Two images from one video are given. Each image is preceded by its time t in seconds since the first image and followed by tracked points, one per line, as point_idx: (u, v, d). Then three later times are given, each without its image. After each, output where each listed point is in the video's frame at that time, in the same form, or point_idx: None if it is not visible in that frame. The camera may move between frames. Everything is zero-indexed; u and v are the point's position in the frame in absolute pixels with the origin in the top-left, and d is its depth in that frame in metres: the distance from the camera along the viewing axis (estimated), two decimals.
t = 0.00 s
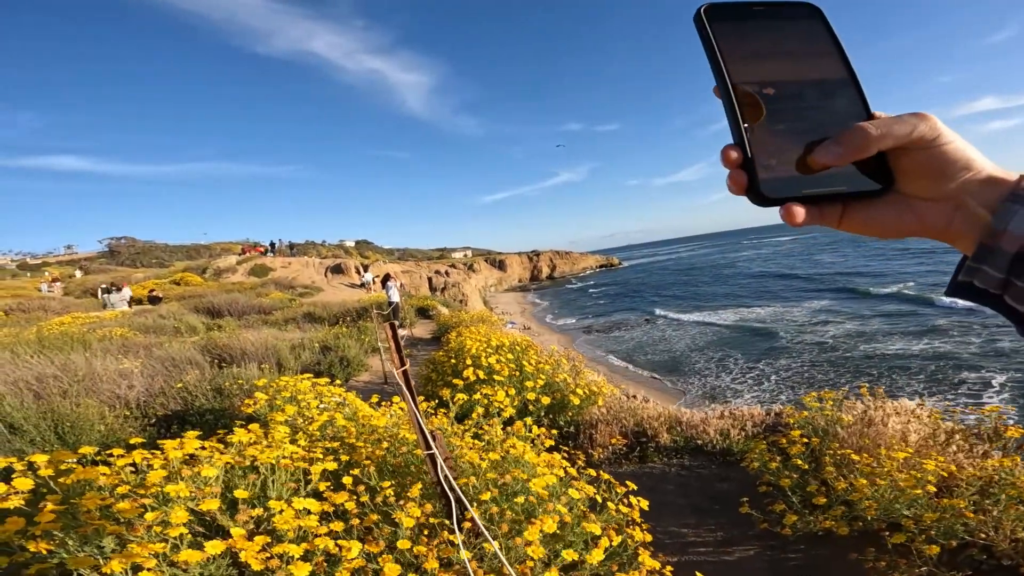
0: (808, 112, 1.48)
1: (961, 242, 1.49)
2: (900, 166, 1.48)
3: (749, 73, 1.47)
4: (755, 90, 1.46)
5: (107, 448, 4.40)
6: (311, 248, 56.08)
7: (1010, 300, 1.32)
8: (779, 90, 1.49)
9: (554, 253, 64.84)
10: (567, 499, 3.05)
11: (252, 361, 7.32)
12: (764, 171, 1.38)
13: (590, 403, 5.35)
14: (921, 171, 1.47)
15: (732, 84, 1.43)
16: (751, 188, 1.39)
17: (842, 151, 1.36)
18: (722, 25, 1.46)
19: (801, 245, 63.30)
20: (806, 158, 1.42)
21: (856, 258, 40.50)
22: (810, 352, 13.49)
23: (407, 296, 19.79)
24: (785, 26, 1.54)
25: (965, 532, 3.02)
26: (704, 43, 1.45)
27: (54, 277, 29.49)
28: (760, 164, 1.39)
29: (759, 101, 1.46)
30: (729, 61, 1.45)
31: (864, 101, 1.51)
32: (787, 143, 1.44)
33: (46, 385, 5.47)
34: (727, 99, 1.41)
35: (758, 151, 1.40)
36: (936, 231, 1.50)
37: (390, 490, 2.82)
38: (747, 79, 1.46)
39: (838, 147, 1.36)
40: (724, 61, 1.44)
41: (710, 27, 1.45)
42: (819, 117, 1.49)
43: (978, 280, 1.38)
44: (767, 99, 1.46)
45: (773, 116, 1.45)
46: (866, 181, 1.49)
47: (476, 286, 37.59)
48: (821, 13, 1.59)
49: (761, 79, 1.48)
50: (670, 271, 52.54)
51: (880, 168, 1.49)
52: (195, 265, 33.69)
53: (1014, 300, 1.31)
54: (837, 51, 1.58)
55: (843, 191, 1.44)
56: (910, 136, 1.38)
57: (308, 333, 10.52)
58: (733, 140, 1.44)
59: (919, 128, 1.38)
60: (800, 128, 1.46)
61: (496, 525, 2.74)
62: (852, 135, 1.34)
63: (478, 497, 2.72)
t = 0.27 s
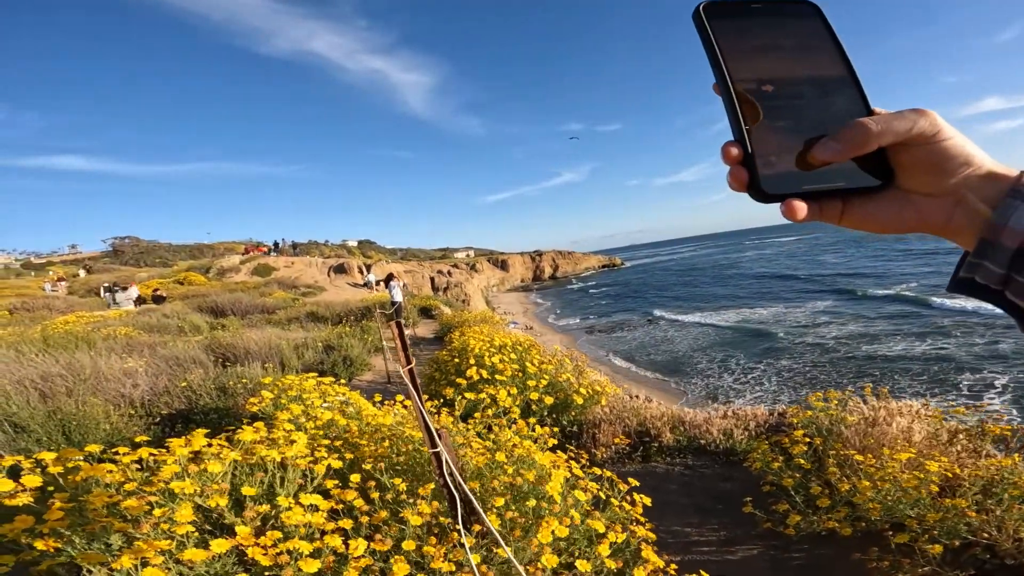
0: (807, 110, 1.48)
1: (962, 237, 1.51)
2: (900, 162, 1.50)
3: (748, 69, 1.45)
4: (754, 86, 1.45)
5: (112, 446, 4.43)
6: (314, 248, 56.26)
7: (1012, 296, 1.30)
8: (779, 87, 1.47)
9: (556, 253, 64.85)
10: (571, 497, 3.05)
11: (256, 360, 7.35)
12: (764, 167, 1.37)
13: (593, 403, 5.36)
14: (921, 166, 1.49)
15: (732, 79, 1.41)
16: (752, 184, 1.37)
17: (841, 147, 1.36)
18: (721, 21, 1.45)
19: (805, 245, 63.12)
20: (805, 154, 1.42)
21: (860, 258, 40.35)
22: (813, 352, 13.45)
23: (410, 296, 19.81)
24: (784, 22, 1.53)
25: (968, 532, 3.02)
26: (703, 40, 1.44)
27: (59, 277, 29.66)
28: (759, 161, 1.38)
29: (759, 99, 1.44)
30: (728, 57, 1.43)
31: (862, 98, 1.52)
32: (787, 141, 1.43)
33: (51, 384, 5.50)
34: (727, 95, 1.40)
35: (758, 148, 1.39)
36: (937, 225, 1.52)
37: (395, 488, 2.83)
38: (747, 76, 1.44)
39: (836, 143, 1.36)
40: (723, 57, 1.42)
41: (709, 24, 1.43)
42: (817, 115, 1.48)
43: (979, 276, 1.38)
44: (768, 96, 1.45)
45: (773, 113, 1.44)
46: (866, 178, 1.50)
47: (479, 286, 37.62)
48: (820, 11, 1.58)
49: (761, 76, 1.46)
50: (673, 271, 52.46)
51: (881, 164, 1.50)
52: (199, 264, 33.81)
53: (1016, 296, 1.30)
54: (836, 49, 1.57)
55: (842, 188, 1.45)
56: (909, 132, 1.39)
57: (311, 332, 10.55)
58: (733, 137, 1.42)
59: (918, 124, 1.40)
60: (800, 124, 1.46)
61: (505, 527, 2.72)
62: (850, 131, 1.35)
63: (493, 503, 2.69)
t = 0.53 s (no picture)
0: (812, 103, 1.45)
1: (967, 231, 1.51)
2: (907, 155, 1.50)
3: (753, 60, 1.42)
4: (759, 78, 1.42)
5: (119, 444, 4.45)
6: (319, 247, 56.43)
7: (1016, 290, 1.31)
8: (784, 79, 1.45)
9: (561, 253, 64.90)
10: (576, 496, 3.06)
11: (261, 359, 7.38)
12: (769, 158, 1.36)
13: (598, 403, 5.36)
14: (927, 159, 1.50)
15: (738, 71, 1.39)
16: (756, 176, 1.36)
17: (846, 141, 1.36)
18: (724, 13, 1.42)
19: (810, 245, 62.81)
20: (811, 146, 1.40)
21: (866, 258, 40.11)
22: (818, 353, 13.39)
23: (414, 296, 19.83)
24: (786, 15, 1.51)
25: (974, 533, 3.01)
26: (708, 32, 1.40)
27: (65, 275, 29.86)
28: (765, 152, 1.36)
29: (764, 90, 1.41)
30: (733, 49, 1.40)
31: (867, 91, 1.50)
32: (795, 131, 1.41)
33: (58, 382, 5.54)
34: (732, 88, 1.37)
35: (765, 139, 1.36)
36: (943, 218, 1.53)
37: (398, 488, 2.84)
38: (752, 67, 1.41)
39: (842, 136, 1.36)
40: (728, 49, 1.39)
41: (713, 15, 1.41)
42: (823, 107, 1.46)
43: (985, 271, 1.37)
44: (773, 87, 1.42)
45: (779, 105, 1.41)
46: (872, 171, 1.49)
47: (483, 285, 37.64)
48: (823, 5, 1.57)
49: (765, 68, 1.43)
50: (678, 271, 52.31)
51: (887, 157, 1.50)
52: (205, 264, 33.97)
53: (1021, 291, 1.30)
54: (839, 43, 1.56)
55: (850, 179, 1.44)
56: (916, 125, 1.39)
57: (316, 331, 10.58)
58: (738, 129, 1.40)
59: (925, 117, 1.40)
60: (806, 115, 1.44)
61: (503, 519, 2.77)
62: (856, 124, 1.35)
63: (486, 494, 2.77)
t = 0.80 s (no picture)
0: (814, 101, 1.44)
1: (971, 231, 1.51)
2: (911, 154, 1.49)
3: (756, 58, 1.41)
4: (762, 76, 1.41)
5: (126, 442, 4.49)
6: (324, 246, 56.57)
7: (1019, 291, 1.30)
8: (787, 77, 1.43)
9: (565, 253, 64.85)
10: (582, 498, 3.07)
11: (267, 358, 7.41)
12: (771, 157, 1.35)
13: (602, 403, 5.36)
14: (932, 158, 1.49)
15: (740, 67, 1.38)
16: (758, 175, 1.36)
17: (849, 139, 1.35)
18: (726, 9, 1.40)
19: (816, 246, 62.48)
20: (814, 144, 1.40)
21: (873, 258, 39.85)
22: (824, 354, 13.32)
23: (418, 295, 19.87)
24: (789, 12, 1.50)
25: (981, 534, 3.00)
26: (709, 30, 1.39)
27: (73, 274, 30.10)
28: (767, 151, 1.35)
29: (767, 88, 1.40)
30: (735, 46, 1.39)
31: (871, 88, 1.49)
32: (799, 128, 1.40)
33: (66, 380, 5.59)
34: (733, 86, 1.36)
35: (767, 137, 1.36)
36: (946, 219, 1.52)
37: (404, 487, 2.85)
38: (754, 65, 1.40)
39: (845, 134, 1.36)
40: (730, 47, 1.38)
41: (715, 13, 1.39)
42: (826, 105, 1.45)
43: (987, 272, 1.37)
44: (775, 85, 1.41)
45: (782, 102, 1.40)
46: (875, 170, 1.48)
47: (487, 285, 37.67)
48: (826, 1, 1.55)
49: (768, 65, 1.42)
50: (682, 271, 52.17)
51: (892, 155, 1.49)
52: (211, 262, 34.15)
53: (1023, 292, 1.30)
54: (841, 41, 1.54)
55: (852, 178, 1.44)
56: (922, 123, 1.38)
57: (321, 330, 10.62)
58: (740, 127, 1.39)
59: (930, 115, 1.39)
60: (809, 113, 1.43)
61: (510, 521, 2.77)
62: (859, 122, 1.34)
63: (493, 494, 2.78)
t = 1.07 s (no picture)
0: (814, 100, 1.44)
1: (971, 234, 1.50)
2: (912, 155, 1.48)
3: (757, 56, 1.41)
4: (763, 75, 1.40)
5: (133, 440, 4.52)
6: (329, 246, 56.74)
7: (1018, 293, 1.29)
8: (787, 76, 1.43)
9: (570, 253, 64.83)
10: (589, 500, 3.06)
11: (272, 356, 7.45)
12: (773, 156, 1.34)
13: (607, 403, 5.35)
14: (932, 159, 1.48)
15: (740, 65, 1.37)
16: (760, 176, 1.35)
17: (851, 139, 1.34)
18: (726, 8, 1.40)
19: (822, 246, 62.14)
20: (815, 145, 1.39)
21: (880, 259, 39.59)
22: (830, 355, 13.24)
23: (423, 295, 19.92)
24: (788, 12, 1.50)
25: (985, 535, 2.98)
26: (709, 28, 1.39)
27: (81, 272, 30.36)
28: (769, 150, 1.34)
29: (768, 87, 1.40)
30: (736, 45, 1.38)
31: (870, 89, 1.49)
32: (803, 126, 1.40)
33: (73, 377, 5.63)
34: (734, 83, 1.36)
35: (770, 136, 1.35)
36: (945, 221, 1.51)
37: (409, 488, 2.85)
38: (755, 63, 1.39)
39: (847, 134, 1.35)
40: (730, 45, 1.38)
41: (715, 14, 1.39)
42: (828, 104, 1.45)
43: (987, 274, 1.36)
44: (775, 85, 1.40)
45: (783, 102, 1.39)
46: (876, 171, 1.48)
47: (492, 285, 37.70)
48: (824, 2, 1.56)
49: (768, 64, 1.42)
50: (687, 271, 52.02)
51: (893, 156, 1.48)
52: (217, 262, 34.33)
53: (1022, 294, 1.29)
54: (840, 42, 1.55)
55: (853, 179, 1.43)
56: (924, 124, 1.38)
57: (326, 329, 10.67)
58: (741, 127, 1.38)
59: (932, 116, 1.38)
60: (810, 114, 1.42)
61: (516, 524, 2.76)
62: (861, 122, 1.33)
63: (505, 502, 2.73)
